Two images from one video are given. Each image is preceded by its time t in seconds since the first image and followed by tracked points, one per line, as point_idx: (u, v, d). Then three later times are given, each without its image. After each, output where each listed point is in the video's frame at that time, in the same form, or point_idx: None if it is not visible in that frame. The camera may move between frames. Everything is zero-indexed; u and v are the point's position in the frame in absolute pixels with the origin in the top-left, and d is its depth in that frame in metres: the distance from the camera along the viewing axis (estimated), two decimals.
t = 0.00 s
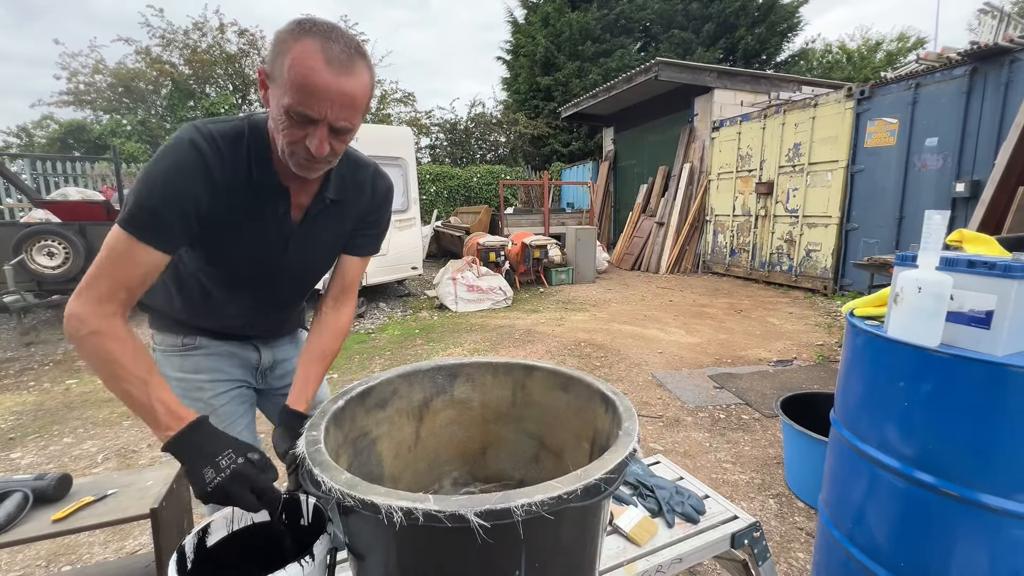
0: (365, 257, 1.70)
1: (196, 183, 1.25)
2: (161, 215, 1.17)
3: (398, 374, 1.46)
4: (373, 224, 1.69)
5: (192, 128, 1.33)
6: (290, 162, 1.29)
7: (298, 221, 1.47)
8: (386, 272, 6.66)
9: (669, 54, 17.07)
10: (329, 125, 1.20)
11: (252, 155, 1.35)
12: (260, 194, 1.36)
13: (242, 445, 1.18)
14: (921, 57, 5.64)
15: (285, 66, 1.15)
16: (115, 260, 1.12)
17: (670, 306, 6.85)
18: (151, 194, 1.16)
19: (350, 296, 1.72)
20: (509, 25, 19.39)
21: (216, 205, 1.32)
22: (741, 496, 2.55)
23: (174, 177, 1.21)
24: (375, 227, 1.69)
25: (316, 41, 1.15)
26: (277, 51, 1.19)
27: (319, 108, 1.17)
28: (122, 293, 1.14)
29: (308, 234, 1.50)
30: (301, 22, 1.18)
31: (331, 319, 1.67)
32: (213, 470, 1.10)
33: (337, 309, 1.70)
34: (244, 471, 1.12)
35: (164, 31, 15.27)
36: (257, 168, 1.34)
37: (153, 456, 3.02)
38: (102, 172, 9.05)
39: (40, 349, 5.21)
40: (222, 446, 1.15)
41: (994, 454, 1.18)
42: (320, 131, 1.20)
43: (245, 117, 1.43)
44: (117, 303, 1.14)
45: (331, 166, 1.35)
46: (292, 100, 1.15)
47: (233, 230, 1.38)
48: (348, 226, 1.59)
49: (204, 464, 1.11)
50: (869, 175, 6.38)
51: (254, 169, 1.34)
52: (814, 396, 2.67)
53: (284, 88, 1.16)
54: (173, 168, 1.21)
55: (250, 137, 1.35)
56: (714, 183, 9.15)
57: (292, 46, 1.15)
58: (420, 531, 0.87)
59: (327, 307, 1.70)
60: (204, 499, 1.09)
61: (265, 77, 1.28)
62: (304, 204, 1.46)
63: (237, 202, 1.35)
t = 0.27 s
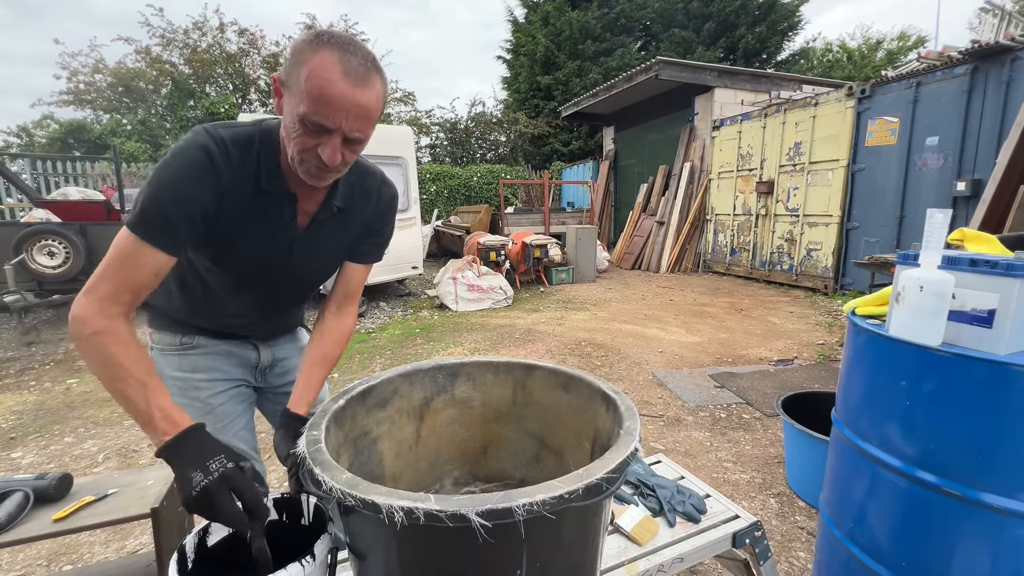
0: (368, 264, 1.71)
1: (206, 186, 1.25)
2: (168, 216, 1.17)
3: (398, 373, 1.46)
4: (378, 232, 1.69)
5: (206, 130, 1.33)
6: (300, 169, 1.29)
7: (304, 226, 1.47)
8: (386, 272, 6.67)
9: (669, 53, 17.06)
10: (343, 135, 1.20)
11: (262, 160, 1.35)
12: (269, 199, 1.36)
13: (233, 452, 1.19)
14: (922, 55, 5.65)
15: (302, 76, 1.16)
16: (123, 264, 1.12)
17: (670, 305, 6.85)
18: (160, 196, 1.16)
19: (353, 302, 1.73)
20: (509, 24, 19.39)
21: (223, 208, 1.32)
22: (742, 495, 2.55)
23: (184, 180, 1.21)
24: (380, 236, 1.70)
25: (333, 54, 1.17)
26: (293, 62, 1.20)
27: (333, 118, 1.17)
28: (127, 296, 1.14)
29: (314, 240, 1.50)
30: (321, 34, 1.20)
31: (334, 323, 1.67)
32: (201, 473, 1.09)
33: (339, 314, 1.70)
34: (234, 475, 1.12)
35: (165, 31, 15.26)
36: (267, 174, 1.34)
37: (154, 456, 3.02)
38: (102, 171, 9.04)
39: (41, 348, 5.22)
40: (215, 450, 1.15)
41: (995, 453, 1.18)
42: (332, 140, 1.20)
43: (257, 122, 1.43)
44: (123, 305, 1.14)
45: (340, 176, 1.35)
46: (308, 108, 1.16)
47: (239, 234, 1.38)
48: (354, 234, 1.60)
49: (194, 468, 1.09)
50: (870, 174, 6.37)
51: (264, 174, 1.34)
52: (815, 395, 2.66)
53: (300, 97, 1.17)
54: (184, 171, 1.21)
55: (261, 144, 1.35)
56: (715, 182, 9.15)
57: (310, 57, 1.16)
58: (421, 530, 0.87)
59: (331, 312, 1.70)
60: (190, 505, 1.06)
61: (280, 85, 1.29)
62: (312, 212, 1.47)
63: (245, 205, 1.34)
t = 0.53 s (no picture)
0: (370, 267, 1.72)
1: (210, 187, 1.25)
2: (173, 216, 1.17)
3: (399, 373, 1.46)
4: (378, 236, 1.70)
5: (210, 131, 1.33)
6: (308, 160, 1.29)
7: (306, 228, 1.47)
8: (387, 271, 6.67)
9: (670, 52, 17.05)
10: (352, 114, 1.22)
11: (267, 161, 1.35)
12: (271, 199, 1.36)
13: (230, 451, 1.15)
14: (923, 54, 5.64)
15: (308, 61, 1.19)
16: (124, 262, 1.11)
17: (671, 304, 6.85)
18: (164, 195, 1.16)
19: (355, 303, 1.74)
20: (509, 23, 19.37)
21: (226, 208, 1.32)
22: (743, 495, 2.55)
23: (189, 180, 1.21)
24: (379, 240, 1.71)
25: (337, 38, 1.20)
26: (298, 52, 1.23)
27: (341, 95, 1.19)
28: (123, 293, 1.12)
29: (315, 242, 1.50)
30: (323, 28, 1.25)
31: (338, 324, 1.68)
32: (196, 468, 1.06)
33: (342, 315, 1.70)
34: (229, 473, 1.09)
35: (165, 31, 15.24)
36: (271, 175, 1.35)
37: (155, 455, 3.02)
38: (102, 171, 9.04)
39: (41, 348, 5.22)
40: (209, 448, 1.12)
41: (997, 453, 1.18)
42: (342, 119, 1.22)
43: (261, 123, 1.44)
44: (118, 303, 1.12)
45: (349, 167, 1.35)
46: (316, 89, 1.18)
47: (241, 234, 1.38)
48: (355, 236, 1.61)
49: (189, 463, 1.06)
50: (870, 173, 6.36)
51: (267, 175, 1.35)
52: (815, 394, 2.66)
53: (307, 81, 1.19)
54: (188, 171, 1.21)
55: (266, 145, 1.36)
56: (715, 181, 9.14)
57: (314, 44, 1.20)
58: (423, 530, 0.87)
59: (333, 314, 1.70)
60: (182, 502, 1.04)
61: (285, 85, 1.32)
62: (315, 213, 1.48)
63: (247, 206, 1.34)
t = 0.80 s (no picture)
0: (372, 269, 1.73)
1: (216, 183, 1.26)
2: (175, 210, 1.17)
3: (400, 372, 1.46)
4: (380, 239, 1.71)
5: (218, 129, 1.33)
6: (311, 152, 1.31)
7: (310, 229, 1.48)
8: (388, 271, 6.67)
9: (670, 51, 17.05)
10: (353, 98, 1.27)
11: (274, 160, 1.35)
12: (276, 198, 1.36)
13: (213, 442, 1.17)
14: (924, 53, 5.62)
15: (312, 54, 1.27)
16: (114, 246, 1.10)
17: (671, 304, 6.84)
18: (169, 190, 1.16)
19: (355, 305, 1.74)
20: (510, 22, 19.37)
21: (231, 205, 1.32)
22: (744, 494, 2.54)
23: (195, 176, 1.21)
24: (381, 242, 1.72)
25: (339, 35, 1.30)
26: (303, 52, 1.32)
27: (343, 81, 1.25)
28: (111, 277, 1.11)
29: (318, 242, 1.51)
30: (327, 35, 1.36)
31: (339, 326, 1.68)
32: (179, 467, 1.09)
33: (343, 317, 1.70)
34: (212, 472, 1.12)
35: (166, 30, 15.24)
36: (277, 174, 1.35)
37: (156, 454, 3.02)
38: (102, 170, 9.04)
39: (42, 347, 5.22)
40: (189, 443, 1.12)
41: (1000, 453, 1.17)
42: (343, 104, 1.26)
43: (269, 122, 1.44)
44: (106, 284, 1.10)
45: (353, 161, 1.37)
46: (318, 76, 1.25)
47: (246, 233, 1.38)
48: (359, 238, 1.62)
49: (171, 462, 1.09)
50: (871, 172, 6.35)
51: (274, 174, 1.35)
52: (817, 393, 2.66)
53: (309, 72, 1.26)
54: (193, 167, 1.22)
55: (275, 144, 1.36)
56: (715, 180, 9.15)
57: (317, 42, 1.29)
58: (424, 529, 0.87)
59: (334, 315, 1.70)
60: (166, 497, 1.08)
61: (291, 91, 1.40)
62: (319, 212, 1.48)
63: (251, 205, 1.34)
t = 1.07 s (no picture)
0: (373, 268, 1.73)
1: (224, 183, 1.25)
2: (186, 209, 1.16)
3: (401, 371, 1.46)
4: (381, 239, 1.72)
5: (221, 128, 1.32)
6: (325, 161, 1.29)
7: (313, 229, 1.48)
8: (389, 270, 6.68)
9: (671, 50, 17.03)
10: (373, 114, 1.25)
11: (281, 161, 1.34)
12: (282, 198, 1.36)
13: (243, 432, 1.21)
14: (926, 51, 5.60)
15: (329, 62, 1.21)
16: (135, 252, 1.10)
17: (672, 303, 6.83)
18: (179, 189, 1.15)
19: (356, 304, 1.74)
20: (510, 21, 19.35)
21: (238, 206, 1.31)
22: (745, 493, 2.54)
23: (205, 176, 1.20)
24: (382, 242, 1.72)
25: (357, 43, 1.24)
26: (317, 53, 1.25)
27: (364, 97, 1.22)
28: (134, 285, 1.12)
29: (321, 242, 1.51)
30: (339, 34, 1.28)
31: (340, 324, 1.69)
32: (220, 457, 1.12)
33: (344, 316, 1.70)
34: (252, 457, 1.18)
35: (166, 29, 15.23)
36: (284, 174, 1.34)
37: (157, 453, 3.02)
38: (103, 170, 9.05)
39: (43, 347, 5.22)
40: (223, 436, 1.16)
41: (1002, 452, 1.17)
42: (363, 120, 1.24)
43: (274, 122, 1.43)
44: (125, 291, 1.11)
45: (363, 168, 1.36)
46: (338, 90, 1.20)
47: (253, 234, 1.38)
48: (360, 238, 1.62)
49: (210, 452, 1.12)
50: (872, 171, 6.34)
51: (280, 174, 1.34)
52: (818, 393, 2.66)
53: (328, 83, 1.21)
54: (204, 167, 1.21)
55: (281, 144, 1.36)
56: (716, 180, 9.14)
57: (334, 48, 1.22)
58: (426, 527, 0.86)
59: (334, 314, 1.70)
60: (212, 486, 1.11)
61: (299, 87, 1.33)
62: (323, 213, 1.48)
63: (257, 205, 1.34)
